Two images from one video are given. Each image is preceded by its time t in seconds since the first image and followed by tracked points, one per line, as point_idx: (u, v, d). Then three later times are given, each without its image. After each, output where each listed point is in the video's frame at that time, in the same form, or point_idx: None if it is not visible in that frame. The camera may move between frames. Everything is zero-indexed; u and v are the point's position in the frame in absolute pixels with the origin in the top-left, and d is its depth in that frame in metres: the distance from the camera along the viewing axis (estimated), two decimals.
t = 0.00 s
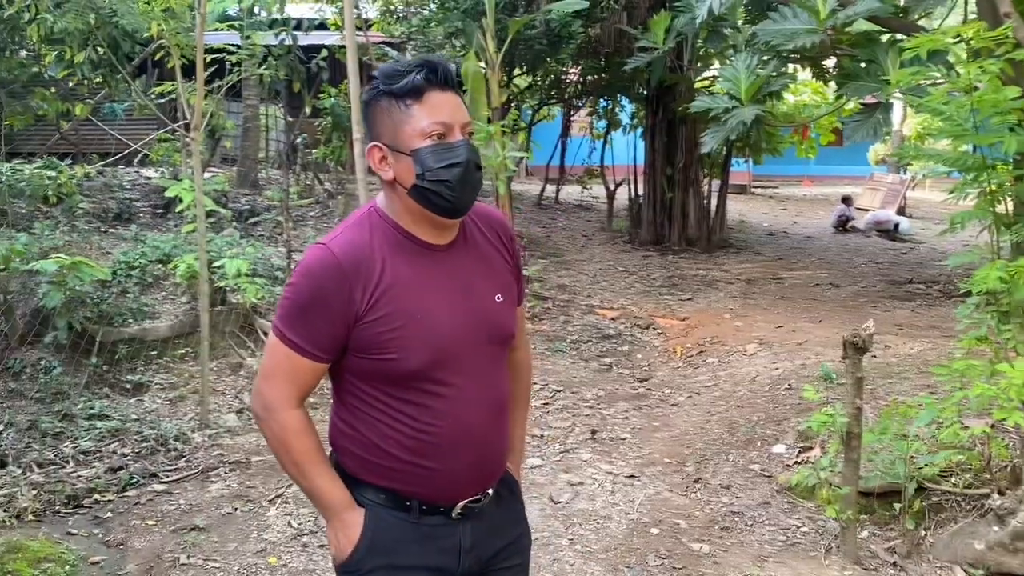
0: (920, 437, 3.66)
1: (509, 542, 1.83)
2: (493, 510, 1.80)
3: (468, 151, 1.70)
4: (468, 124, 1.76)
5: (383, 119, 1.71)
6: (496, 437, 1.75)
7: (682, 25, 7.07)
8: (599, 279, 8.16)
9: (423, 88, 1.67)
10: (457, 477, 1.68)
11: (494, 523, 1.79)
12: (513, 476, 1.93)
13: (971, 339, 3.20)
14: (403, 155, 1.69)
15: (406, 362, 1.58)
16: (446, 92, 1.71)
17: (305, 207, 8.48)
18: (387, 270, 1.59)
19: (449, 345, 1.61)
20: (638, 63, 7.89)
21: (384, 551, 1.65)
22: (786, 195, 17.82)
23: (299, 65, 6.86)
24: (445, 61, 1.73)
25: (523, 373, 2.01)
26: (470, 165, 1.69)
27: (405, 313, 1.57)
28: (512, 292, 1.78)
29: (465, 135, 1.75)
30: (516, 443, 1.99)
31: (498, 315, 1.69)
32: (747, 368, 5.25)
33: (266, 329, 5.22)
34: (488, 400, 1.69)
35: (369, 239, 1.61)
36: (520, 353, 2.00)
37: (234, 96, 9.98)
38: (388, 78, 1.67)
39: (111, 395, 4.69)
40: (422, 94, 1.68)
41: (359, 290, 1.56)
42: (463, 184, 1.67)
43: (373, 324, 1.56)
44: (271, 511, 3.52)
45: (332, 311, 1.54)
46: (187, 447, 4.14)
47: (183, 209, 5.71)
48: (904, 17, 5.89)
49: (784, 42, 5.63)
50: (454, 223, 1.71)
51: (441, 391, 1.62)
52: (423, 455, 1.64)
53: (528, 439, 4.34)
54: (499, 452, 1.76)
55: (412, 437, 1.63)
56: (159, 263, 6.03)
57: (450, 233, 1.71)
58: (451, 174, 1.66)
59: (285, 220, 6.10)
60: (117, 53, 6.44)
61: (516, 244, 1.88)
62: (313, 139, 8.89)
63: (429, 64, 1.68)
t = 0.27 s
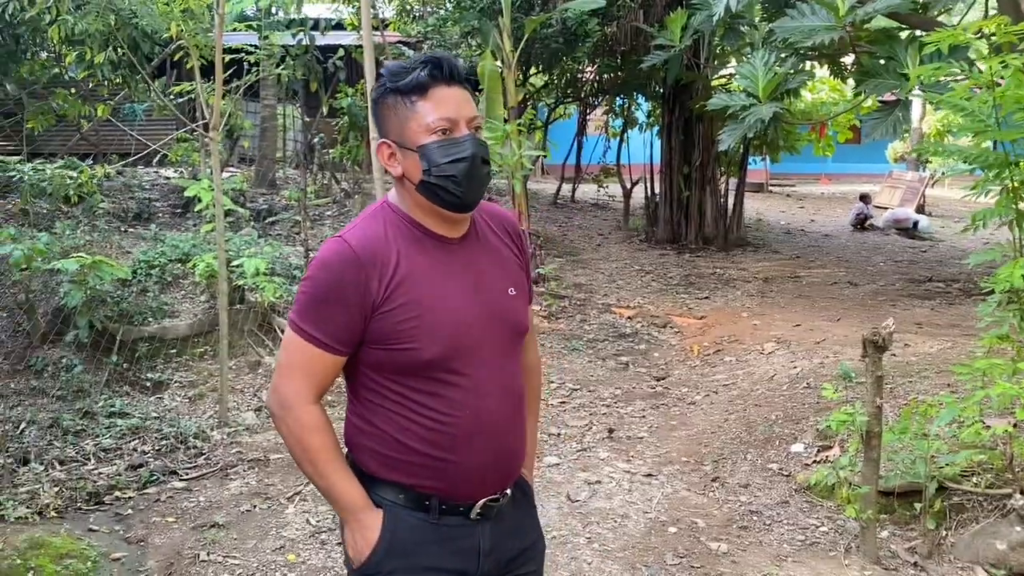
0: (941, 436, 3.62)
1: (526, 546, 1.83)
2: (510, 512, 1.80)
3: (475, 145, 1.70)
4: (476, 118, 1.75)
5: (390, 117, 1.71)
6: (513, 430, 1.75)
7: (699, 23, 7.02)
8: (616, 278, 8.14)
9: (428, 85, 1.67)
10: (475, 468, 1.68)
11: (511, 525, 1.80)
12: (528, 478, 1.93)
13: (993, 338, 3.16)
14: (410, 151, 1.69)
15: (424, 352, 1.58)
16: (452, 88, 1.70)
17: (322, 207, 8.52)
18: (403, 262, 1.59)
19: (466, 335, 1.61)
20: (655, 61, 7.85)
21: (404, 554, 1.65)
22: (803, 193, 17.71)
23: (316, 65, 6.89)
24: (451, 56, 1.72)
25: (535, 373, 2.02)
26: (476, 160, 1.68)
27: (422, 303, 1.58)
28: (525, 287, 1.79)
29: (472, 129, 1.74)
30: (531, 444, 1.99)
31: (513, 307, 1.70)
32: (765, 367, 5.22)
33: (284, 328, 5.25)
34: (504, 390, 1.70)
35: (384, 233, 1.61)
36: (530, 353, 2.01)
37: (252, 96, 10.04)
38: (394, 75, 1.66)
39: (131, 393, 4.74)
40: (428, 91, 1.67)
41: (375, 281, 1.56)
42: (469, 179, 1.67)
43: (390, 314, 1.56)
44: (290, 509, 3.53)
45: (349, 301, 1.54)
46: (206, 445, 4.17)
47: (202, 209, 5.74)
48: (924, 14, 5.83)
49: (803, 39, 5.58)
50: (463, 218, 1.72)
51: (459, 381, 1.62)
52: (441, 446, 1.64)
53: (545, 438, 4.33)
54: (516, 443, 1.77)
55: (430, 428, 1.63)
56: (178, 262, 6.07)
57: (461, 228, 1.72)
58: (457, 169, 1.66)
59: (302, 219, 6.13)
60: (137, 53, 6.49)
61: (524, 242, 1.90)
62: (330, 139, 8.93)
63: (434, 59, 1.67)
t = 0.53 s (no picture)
0: (963, 435, 3.58)
1: (544, 545, 1.83)
2: (528, 512, 1.81)
3: (486, 148, 1.69)
4: (489, 120, 1.74)
5: (404, 118, 1.71)
6: (529, 427, 1.76)
7: (717, 20, 6.97)
8: (633, 276, 8.12)
9: (442, 86, 1.66)
10: (496, 464, 1.68)
11: (529, 526, 1.80)
12: (543, 479, 1.94)
13: (1015, 335, 3.12)
14: (422, 153, 1.69)
15: (445, 347, 1.58)
16: (465, 89, 1.69)
17: (339, 205, 8.55)
18: (420, 259, 1.59)
19: (485, 329, 1.61)
20: (673, 58, 7.82)
21: (425, 556, 1.63)
22: (822, 190, 17.57)
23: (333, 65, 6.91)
24: (466, 57, 1.71)
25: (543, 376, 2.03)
26: (488, 163, 1.67)
27: (441, 298, 1.57)
28: (534, 286, 1.80)
29: (485, 131, 1.73)
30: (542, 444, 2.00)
31: (526, 303, 1.71)
32: (784, 365, 5.19)
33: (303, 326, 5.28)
34: (521, 385, 1.70)
35: (402, 231, 1.61)
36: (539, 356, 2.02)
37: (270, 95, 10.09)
38: (408, 76, 1.66)
39: (151, 391, 4.77)
40: (441, 92, 1.67)
41: (394, 278, 1.56)
42: (480, 181, 1.66)
43: (410, 311, 1.56)
44: (308, 506, 3.55)
45: (368, 298, 1.53)
46: (225, 442, 4.20)
47: (221, 208, 5.78)
48: (946, 8, 5.75)
49: (822, 34, 5.52)
50: (475, 218, 1.72)
51: (480, 377, 1.62)
52: (461, 443, 1.64)
53: (562, 436, 4.33)
54: (532, 438, 1.77)
55: (450, 425, 1.63)
56: (198, 261, 6.12)
57: (473, 227, 1.72)
58: (468, 172, 1.66)
59: (320, 218, 6.15)
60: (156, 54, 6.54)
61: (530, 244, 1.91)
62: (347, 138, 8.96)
63: (448, 61, 1.66)
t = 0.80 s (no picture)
0: (979, 432, 3.53)
1: (564, 536, 1.82)
2: (545, 503, 1.80)
3: (484, 142, 1.70)
4: (485, 115, 1.75)
5: (400, 109, 1.70)
6: (538, 416, 1.74)
7: (729, 15, 6.91)
8: (645, 273, 8.09)
9: (441, 80, 1.66)
10: (507, 455, 1.67)
11: (547, 517, 1.79)
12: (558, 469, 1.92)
13: None
14: (418, 145, 1.69)
15: (448, 340, 1.57)
16: (464, 84, 1.69)
17: (351, 203, 8.57)
18: (419, 256, 1.58)
19: (487, 321, 1.60)
20: (685, 54, 7.77)
21: (442, 553, 1.62)
22: (836, 185, 17.47)
23: (345, 63, 6.92)
24: (465, 51, 1.71)
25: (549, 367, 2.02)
26: (485, 158, 1.68)
27: (442, 292, 1.57)
28: (536, 275, 1.79)
29: (481, 125, 1.74)
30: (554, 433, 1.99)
31: (529, 293, 1.70)
32: (798, 362, 5.15)
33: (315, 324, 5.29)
34: (527, 375, 1.69)
35: (400, 230, 1.60)
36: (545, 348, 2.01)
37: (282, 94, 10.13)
38: (406, 67, 1.65)
39: (164, 389, 4.80)
40: (440, 86, 1.67)
41: (392, 276, 1.55)
42: (477, 176, 1.67)
43: (412, 307, 1.55)
44: (320, 504, 3.55)
45: (368, 296, 1.53)
46: (238, 440, 4.21)
47: (233, 207, 5.80)
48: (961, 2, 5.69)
49: (835, 29, 5.47)
50: (472, 211, 1.72)
51: (485, 368, 1.61)
52: (470, 436, 1.63)
53: (574, 434, 4.32)
54: (543, 429, 1.76)
55: (456, 418, 1.62)
56: (210, 259, 6.14)
57: (470, 220, 1.72)
58: (465, 166, 1.66)
59: (332, 216, 6.16)
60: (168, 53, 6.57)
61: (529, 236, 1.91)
62: (359, 136, 8.97)
63: (447, 54, 1.66)
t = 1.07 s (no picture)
0: (990, 429, 3.50)
1: (567, 539, 1.80)
2: (547, 506, 1.77)
3: (487, 138, 1.68)
4: (487, 110, 1.74)
5: (401, 108, 1.69)
6: (542, 418, 1.72)
7: (736, 10, 6.87)
8: (653, 270, 8.07)
9: (441, 76, 1.65)
10: (507, 459, 1.65)
11: (548, 519, 1.77)
12: (567, 471, 1.90)
13: None
14: (422, 144, 1.68)
15: (444, 342, 1.56)
16: (464, 80, 1.68)
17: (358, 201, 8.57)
18: (416, 255, 1.58)
19: (485, 323, 1.59)
20: (692, 50, 7.74)
21: (436, 551, 1.62)
22: (844, 181, 17.40)
23: (351, 61, 6.91)
24: (463, 47, 1.71)
25: (564, 366, 1.99)
26: (489, 152, 1.66)
27: (439, 293, 1.56)
28: (542, 274, 1.77)
29: (484, 121, 1.72)
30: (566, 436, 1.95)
31: (532, 294, 1.68)
32: (807, 359, 5.13)
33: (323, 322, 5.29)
34: (529, 378, 1.67)
35: (399, 228, 1.60)
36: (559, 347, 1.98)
37: (288, 93, 10.14)
38: (403, 66, 1.65)
39: (173, 388, 4.81)
40: (441, 83, 1.66)
41: (388, 275, 1.54)
42: (482, 171, 1.65)
43: (407, 307, 1.54)
44: (328, 502, 3.55)
45: (364, 296, 1.52)
46: (246, 438, 4.21)
47: (240, 206, 5.81)
48: None
49: (843, 24, 5.44)
50: (476, 209, 1.70)
51: (484, 370, 1.60)
52: (469, 438, 1.62)
53: (582, 432, 4.31)
54: (547, 432, 1.74)
55: (455, 419, 1.61)
56: (218, 258, 6.15)
57: (474, 218, 1.71)
58: (470, 162, 1.64)
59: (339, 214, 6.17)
60: (175, 52, 6.58)
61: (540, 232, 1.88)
62: (365, 134, 8.97)
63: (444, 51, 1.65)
